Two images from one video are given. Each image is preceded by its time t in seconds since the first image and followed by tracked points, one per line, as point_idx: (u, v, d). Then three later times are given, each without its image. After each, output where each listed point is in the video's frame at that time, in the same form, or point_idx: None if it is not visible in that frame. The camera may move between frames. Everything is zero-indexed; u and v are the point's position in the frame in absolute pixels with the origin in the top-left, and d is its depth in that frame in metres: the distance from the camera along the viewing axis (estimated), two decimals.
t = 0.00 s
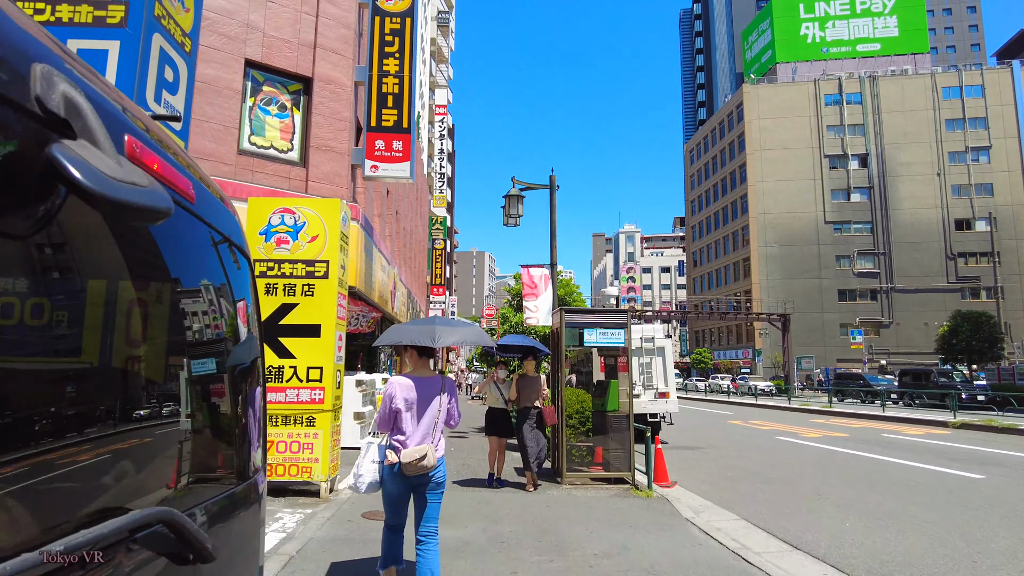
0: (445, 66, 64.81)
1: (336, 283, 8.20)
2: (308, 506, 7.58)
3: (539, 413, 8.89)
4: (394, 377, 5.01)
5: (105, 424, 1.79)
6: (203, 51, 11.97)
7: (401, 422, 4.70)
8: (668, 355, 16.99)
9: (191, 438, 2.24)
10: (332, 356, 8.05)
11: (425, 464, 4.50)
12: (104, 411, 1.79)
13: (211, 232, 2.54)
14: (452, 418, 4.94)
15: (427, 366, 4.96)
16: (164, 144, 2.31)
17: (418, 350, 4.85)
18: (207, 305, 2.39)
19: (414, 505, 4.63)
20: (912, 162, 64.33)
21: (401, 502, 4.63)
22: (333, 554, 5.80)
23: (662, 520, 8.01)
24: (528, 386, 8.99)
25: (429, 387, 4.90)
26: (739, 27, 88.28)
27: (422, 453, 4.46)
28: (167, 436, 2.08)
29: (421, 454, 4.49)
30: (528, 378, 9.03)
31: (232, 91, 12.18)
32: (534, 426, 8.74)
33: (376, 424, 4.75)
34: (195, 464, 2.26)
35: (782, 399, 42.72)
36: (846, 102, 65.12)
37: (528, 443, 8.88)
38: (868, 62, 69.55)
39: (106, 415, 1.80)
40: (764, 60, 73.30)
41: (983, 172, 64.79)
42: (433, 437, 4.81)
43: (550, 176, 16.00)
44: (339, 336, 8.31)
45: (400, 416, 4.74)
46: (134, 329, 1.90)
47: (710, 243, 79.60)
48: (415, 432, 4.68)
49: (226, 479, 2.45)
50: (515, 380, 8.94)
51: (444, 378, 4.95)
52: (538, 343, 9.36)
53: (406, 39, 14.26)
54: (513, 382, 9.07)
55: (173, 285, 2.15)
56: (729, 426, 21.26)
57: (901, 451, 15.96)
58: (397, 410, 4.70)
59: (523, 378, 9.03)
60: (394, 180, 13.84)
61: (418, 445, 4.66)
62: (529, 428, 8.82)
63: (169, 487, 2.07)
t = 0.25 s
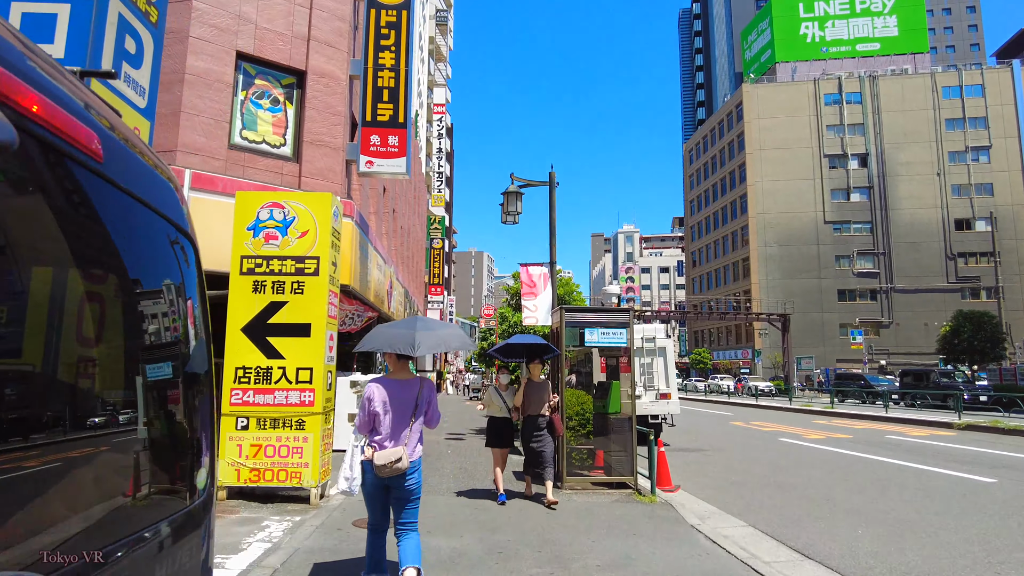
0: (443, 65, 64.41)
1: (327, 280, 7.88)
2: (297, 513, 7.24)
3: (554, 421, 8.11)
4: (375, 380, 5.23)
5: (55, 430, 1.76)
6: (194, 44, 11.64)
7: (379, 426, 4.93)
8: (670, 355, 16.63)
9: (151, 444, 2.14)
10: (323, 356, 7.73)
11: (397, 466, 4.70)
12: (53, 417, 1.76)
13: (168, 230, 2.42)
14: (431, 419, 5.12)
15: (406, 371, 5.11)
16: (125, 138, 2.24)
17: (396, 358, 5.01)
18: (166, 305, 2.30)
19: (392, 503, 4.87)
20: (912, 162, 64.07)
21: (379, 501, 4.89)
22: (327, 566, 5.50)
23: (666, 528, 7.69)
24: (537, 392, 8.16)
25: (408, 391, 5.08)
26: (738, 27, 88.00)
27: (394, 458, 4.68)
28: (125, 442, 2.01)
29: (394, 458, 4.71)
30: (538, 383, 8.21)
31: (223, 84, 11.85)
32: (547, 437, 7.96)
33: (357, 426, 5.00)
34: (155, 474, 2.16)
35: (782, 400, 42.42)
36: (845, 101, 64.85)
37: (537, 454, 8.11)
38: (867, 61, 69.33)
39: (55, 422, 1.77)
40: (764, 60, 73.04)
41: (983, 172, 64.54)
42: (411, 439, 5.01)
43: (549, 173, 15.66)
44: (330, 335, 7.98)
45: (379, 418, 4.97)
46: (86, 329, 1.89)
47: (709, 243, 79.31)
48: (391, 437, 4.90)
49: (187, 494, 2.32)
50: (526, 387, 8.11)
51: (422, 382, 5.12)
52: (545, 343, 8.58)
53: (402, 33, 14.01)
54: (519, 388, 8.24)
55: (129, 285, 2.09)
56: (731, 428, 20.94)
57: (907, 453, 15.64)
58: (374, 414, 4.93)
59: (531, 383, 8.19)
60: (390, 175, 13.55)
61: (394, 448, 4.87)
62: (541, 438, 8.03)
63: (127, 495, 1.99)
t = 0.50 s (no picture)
0: (441, 64, 63.92)
1: (315, 273, 7.51)
2: (284, 518, 6.85)
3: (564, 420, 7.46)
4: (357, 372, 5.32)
5: None
6: (182, 32, 11.27)
7: (361, 416, 5.03)
8: (671, 354, 16.27)
9: (78, 456, 1.81)
10: (312, 353, 7.35)
11: (381, 457, 4.80)
12: None
13: (90, 212, 1.98)
14: (414, 411, 5.26)
15: (389, 362, 5.24)
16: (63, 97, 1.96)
17: (378, 348, 5.16)
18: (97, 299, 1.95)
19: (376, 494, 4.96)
20: (911, 161, 63.81)
21: (362, 493, 4.92)
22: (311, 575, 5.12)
23: (671, 532, 7.33)
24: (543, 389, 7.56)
25: (388, 381, 5.21)
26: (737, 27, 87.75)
27: (379, 446, 4.78)
28: (55, 452, 1.73)
29: (377, 446, 4.81)
30: (545, 379, 7.70)
31: (211, 73, 11.49)
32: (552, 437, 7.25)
33: (338, 417, 5.05)
34: (80, 490, 1.81)
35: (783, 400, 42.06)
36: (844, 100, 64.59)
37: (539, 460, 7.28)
38: (866, 61, 69.17)
39: None
40: (762, 59, 72.81)
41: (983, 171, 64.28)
42: (394, 431, 5.13)
43: (549, 167, 15.27)
44: (319, 331, 7.61)
45: (362, 408, 5.06)
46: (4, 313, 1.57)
47: (708, 243, 78.94)
48: (375, 425, 5.01)
49: (117, 524, 1.96)
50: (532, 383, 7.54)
51: (406, 373, 5.27)
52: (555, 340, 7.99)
53: (397, 23, 13.61)
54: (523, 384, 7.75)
55: (67, 273, 1.80)
56: (733, 428, 20.59)
57: (912, 453, 15.32)
58: (355, 404, 5.04)
59: (537, 379, 7.67)
60: (385, 169, 13.03)
61: (377, 437, 4.98)
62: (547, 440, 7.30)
63: (58, 509, 1.71)
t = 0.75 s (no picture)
0: (440, 60, 63.40)
1: (306, 267, 7.17)
2: (272, 524, 6.50)
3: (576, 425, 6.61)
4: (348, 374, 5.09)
5: None
6: (171, 19, 10.90)
7: (354, 419, 4.79)
8: (674, 351, 15.93)
9: None
10: (302, 350, 7.01)
11: (378, 460, 4.61)
12: None
13: None
14: (408, 413, 5.06)
15: (382, 364, 5.02)
16: None
17: (373, 350, 4.94)
18: None
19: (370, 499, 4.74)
20: (913, 158, 63.44)
21: (355, 499, 4.71)
22: None
23: (680, 537, 7.01)
24: (550, 392, 6.64)
25: (383, 384, 4.99)
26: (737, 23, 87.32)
27: (374, 450, 4.57)
28: None
29: (373, 450, 4.60)
30: (554, 381, 6.75)
31: (201, 62, 11.12)
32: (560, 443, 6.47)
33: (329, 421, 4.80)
34: None
35: (784, 398, 41.70)
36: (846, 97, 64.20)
37: (544, 467, 6.53)
38: (867, 57, 68.80)
39: None
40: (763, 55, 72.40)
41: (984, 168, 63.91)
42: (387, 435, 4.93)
43: (549, 160, 14.93)
44: (311, 327, 7.28)
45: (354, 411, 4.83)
46: None
47: (708, 240, 78.58)
48: (370, 429, 4.79)
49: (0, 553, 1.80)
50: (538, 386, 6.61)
51: (400, 375, 5.08)
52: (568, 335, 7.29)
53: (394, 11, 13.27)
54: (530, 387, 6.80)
55: None
56: (736, 427, 20.28)
57: (921, 452, 15.01)
58: (349, 408, 4.80)
59: (545, 380, 6.70)
60: (381, 161, 12.78)
61: (370, 441, 4.77)
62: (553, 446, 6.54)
63: None
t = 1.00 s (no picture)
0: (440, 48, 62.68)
1: (299, 248, 6.83)
2: (263, 518, 6.18)
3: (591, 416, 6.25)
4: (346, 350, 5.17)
5: None
6: None
7: (351, 397, 4.91)
8: (678, 340, 15.63)
9: None
10: (295, 335, 6.67)
11: (375, 436, 4.78)
12: None
13: None
14: (403, 390, 5.18)
15: (379, 343, 5.13)
16: None
17: (369, 331, 5.04)
18: None
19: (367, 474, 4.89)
20: (916, 148, 62.95)
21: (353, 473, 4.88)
22: None
23: (691, 532, 6.70)
24: (570, 380, 6.21)
25: (379, 362, 5.09)
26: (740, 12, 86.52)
27: (373, 426, 4.73)
28: None
29: (373, 428, 4.77)
30: (571, 367, 6.28)
31: (193, 39, 10.73)
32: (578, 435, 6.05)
33: (327, 398, 4.93)
34: None
35: (787, 389, 41.42)
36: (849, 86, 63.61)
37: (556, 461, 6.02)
38: (871, 46, 68.19)
39: None
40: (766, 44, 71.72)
41: (988, 158, 63.40)
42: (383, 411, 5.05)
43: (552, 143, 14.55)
44: (304, 313, 6.94)
45: (351, 388, 4.93)
46: None
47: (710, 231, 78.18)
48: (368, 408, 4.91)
49: None
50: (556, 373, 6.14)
51: (396, 353, 5.16)
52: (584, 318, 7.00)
53: None
54: (548, 372, 6.26)
55: None
56: (740, 418, 19.99)
57: (930, 443, 14.72)
58: (345, 383, 4.89)
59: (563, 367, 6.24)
60: (379, 144, 12.44)
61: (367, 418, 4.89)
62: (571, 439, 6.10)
63: None
